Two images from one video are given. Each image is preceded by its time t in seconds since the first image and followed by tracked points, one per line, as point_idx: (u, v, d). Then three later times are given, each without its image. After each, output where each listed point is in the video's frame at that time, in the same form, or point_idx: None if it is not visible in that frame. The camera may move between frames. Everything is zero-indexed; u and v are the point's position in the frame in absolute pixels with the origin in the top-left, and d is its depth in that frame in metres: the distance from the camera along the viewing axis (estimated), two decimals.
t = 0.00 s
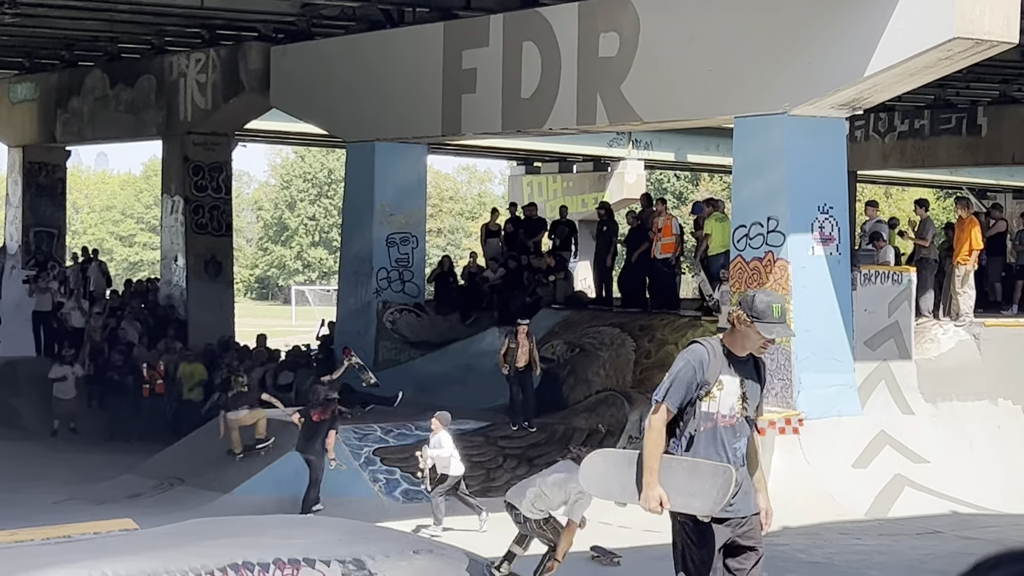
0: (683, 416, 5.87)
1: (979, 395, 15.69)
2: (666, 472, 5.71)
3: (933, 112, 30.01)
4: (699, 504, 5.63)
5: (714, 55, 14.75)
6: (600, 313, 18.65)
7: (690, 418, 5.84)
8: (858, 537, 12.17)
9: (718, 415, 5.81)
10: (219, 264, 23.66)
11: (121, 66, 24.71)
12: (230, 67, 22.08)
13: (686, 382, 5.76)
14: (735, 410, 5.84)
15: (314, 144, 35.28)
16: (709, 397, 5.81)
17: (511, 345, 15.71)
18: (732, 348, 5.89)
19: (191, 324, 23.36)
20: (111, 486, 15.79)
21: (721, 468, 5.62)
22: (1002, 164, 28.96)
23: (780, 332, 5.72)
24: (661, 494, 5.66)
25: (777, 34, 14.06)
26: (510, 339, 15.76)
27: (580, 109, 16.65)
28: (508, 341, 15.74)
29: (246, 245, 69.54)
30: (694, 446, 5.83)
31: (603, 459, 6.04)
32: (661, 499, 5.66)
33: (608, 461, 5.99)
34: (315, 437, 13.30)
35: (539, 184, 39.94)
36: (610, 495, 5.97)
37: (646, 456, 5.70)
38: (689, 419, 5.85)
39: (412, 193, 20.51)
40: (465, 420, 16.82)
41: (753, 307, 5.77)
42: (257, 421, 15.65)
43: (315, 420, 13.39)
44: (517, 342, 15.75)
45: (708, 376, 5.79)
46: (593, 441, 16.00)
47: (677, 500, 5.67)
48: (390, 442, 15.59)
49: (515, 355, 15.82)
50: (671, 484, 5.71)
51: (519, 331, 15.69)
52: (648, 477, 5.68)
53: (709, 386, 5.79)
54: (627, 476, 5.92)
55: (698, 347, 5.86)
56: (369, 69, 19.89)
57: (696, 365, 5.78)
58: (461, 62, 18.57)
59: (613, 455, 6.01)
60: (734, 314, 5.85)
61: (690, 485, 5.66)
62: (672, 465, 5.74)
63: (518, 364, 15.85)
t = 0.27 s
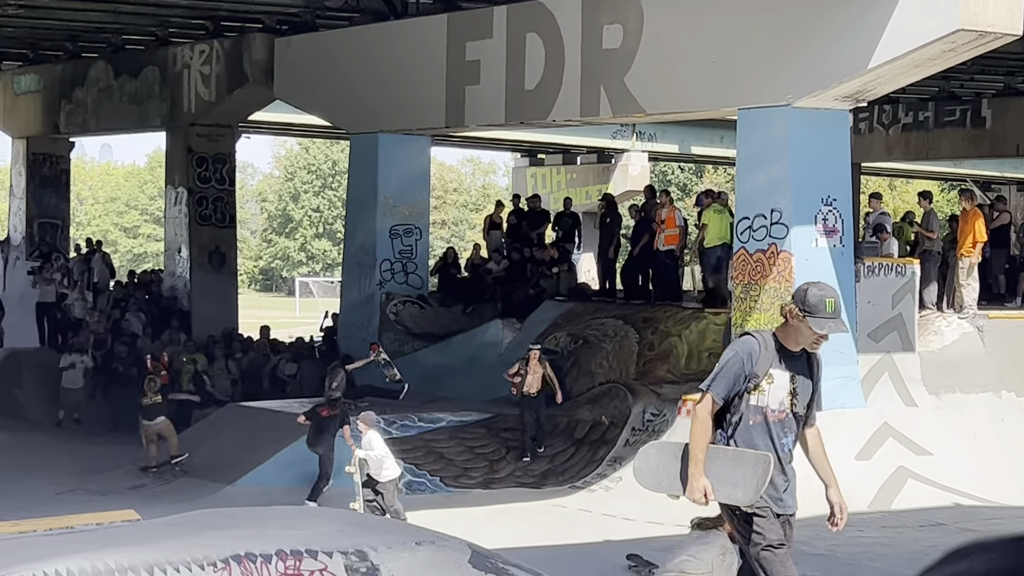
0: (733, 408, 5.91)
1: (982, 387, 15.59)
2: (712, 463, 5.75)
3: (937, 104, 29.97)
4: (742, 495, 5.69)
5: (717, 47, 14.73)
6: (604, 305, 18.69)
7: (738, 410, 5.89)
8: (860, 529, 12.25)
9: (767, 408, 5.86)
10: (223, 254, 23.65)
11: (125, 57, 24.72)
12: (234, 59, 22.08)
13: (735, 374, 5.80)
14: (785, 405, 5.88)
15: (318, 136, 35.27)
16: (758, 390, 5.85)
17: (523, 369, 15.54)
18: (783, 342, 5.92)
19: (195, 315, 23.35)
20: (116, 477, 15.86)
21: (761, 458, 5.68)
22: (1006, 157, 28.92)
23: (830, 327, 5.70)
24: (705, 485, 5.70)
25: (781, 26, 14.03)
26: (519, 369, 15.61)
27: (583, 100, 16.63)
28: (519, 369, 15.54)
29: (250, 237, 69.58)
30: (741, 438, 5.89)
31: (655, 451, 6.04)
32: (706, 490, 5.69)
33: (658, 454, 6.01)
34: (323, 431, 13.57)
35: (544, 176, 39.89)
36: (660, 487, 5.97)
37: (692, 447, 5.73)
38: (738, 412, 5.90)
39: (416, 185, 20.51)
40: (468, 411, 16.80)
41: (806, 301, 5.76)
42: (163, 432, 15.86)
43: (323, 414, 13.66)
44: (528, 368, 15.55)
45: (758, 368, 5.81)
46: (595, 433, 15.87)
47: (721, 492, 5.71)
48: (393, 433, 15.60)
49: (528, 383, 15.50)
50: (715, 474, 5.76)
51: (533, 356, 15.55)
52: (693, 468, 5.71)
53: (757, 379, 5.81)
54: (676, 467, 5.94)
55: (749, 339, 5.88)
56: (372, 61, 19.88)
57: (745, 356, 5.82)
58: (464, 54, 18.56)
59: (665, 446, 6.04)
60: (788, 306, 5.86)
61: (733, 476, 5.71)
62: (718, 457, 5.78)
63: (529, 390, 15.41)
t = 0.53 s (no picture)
0: (783, 406, 5.70)
1: (986, 380, 15.62)
2: (764, 465, 5.59)
3: (943, 97, 29.91)
4: (797, 498, 5.55)
5: (723, 39, 14.70)
6: (608, 297, 18.67)
7: (788, 409, 5.68)
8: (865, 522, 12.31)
9: (818, 405, 5.66)
10: (228, 247, 23.66)
11: (130, 49, 24.73)
12: (239, 51, 22.07)
13: (783, 373, 5.59)
14: (837, 401, 5.68)
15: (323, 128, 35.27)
16: (808, 388, 5.63)
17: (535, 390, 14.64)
18: (832, 336, 5.67)
19: (200, 307, 23.36)
20: (123, 469, 15.92)
21: (819, 459, 5.54)
22: (1012, 150, 28.86)
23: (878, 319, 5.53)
24: (759, 489, 5.54)
25: (787, 19, 14.00)
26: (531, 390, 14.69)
27: (589, 93, 16.62)
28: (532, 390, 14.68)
29: (256, 229, 69.66)
30: (793, 438, 5.69)
31: (705, 456, 5.86)
32: (760, 494, 5.53)
33: (711, 458, 5.82)
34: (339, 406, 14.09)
35: (549, 168, 39.85)
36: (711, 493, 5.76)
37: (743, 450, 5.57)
38: (789, 410, 5.69)
39: (421, 177, 20.50)
40: (472, 404, 16.74)
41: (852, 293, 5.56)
42: (67, 433, 15.79)
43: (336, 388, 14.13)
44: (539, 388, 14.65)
45: (806, 366, 5.58)
46: (601, 425, 15.96)
47: (775, 495, 5.57)
48: (398, 425, 15.54)
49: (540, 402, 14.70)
50: (768, 477, 5.60)
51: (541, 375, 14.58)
52: (745, 472, 5.55)
53: (806, 377, 5.59)
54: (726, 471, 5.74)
55: (796, 336, 5.65)
56: (378, 53, 19.87)
57: (793, 353, 5.60)
58: (470, 47, 18.55)
59: (718, 451, 5.83)
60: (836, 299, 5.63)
61: (788, 477, 5.57)
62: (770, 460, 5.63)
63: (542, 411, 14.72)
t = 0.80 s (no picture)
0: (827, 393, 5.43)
1: (992, 374, 15.58)
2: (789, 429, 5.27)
3: (948, 92, 29.87)
4: (812, 459, 5.09)
5: (728, 34, 14.70)
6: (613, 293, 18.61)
7: (830, 395, 5.40)
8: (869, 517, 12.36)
9: (861, 398, 5.35)
10: (233, 242, 23.67)
11: (135, 44, 24.75)
12: (244, 45, 22.06)
13: (831, 353, 5.38)
14: (883, 399, 5.36)
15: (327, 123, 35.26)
16: (853, 377, 5.37)
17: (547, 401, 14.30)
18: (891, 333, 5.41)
19: (204, 301, 23.37)
20: (127, 462, 15.96)
21: (841, 424, 5.12)
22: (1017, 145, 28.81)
23: (938, 325, 5.17)
24: (777, 449, 5.21)
25: (792, 13, 13.98)
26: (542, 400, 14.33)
27: (593, 87, 16.61)
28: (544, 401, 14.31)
29: (260, 224, 69.71)
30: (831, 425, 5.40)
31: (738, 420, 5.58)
32: (776, 453, 5.20)
33: (742, 420, 5.54)
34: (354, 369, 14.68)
35: (553, 163, 39.83)
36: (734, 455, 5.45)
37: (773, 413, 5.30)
38: (832, 396, 5.41)
39: (425, 172, 20.50)
40: (477, 398, 16.74)
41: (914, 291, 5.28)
42: None
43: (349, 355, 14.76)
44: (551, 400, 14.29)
45: (855, 355, 5.35)
46: (605, 419, 16.07)
47: (791, 456, 5.16)
48: (403, 419, 15.54)
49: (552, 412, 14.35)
50: (790, 440, 5.24)
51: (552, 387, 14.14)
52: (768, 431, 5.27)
53: (853, 365, 5.35)
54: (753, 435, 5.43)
55: (854, 323, 5.45)
56: (383, 48, 19.88)
57: (846, 339, 5.38)
58: (474, 41, 18.55)
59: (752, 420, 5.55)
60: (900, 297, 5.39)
61: (808, 440, 5.17)
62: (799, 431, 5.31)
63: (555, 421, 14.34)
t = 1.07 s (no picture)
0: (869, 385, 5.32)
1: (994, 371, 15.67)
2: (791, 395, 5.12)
3: (951, 88, 29.82)
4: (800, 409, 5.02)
5: (731, 30, 14.69)
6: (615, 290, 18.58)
7: (871, 386, 5.29)
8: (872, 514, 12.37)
9: (902, 393, 5.22)
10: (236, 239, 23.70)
11: (138, 40, 24.78)
12: (247, 42, 22.05)
13: (869, 342, 5.29)
14: (926, 396, 5.20)
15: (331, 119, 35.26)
16: (895, 371, 5.23)
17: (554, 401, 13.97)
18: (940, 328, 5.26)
19: (207, 298, 23.34)
20: (131, 459, 15.99)
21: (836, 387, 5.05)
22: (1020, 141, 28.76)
23: (985, 324, 4.98)
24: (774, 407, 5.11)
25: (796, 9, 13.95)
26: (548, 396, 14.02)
27: (596, 84, 16.60)
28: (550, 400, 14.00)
29: (264, 220, 69.76)
30: (869, 418, 5.30)
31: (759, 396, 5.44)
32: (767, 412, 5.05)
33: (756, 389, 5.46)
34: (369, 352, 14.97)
35: (556, 159, 39.79)
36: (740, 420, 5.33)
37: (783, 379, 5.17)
38: (872, 388, 5.30)
39: (429, 168, 20.50)
40: (481, 394, 16.73)
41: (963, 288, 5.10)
42: None
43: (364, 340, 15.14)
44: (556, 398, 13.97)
45: (897, 347, 5.23)
46: (608, 416, 15.98)
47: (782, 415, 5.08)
48: (407, 415, 15.59)
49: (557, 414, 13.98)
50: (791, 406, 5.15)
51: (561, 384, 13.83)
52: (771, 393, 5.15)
53: (896, 358, 5.22)
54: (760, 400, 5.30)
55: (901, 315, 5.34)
56: (386, 45, 19.89)
57: (887, 331, 5.27)
58: (477, 38, 18.54)
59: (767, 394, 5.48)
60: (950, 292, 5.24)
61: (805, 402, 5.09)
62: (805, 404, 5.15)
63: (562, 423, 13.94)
